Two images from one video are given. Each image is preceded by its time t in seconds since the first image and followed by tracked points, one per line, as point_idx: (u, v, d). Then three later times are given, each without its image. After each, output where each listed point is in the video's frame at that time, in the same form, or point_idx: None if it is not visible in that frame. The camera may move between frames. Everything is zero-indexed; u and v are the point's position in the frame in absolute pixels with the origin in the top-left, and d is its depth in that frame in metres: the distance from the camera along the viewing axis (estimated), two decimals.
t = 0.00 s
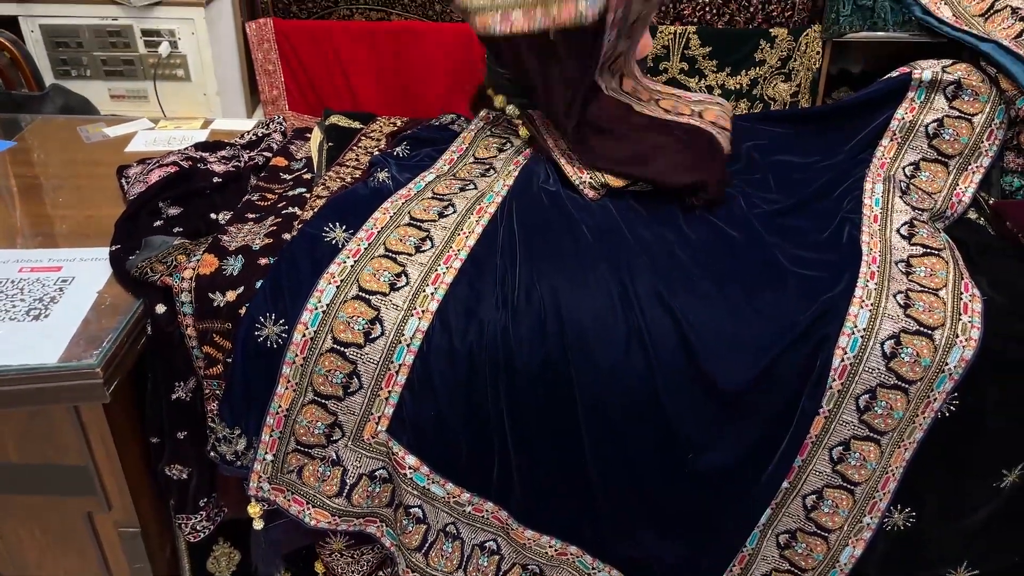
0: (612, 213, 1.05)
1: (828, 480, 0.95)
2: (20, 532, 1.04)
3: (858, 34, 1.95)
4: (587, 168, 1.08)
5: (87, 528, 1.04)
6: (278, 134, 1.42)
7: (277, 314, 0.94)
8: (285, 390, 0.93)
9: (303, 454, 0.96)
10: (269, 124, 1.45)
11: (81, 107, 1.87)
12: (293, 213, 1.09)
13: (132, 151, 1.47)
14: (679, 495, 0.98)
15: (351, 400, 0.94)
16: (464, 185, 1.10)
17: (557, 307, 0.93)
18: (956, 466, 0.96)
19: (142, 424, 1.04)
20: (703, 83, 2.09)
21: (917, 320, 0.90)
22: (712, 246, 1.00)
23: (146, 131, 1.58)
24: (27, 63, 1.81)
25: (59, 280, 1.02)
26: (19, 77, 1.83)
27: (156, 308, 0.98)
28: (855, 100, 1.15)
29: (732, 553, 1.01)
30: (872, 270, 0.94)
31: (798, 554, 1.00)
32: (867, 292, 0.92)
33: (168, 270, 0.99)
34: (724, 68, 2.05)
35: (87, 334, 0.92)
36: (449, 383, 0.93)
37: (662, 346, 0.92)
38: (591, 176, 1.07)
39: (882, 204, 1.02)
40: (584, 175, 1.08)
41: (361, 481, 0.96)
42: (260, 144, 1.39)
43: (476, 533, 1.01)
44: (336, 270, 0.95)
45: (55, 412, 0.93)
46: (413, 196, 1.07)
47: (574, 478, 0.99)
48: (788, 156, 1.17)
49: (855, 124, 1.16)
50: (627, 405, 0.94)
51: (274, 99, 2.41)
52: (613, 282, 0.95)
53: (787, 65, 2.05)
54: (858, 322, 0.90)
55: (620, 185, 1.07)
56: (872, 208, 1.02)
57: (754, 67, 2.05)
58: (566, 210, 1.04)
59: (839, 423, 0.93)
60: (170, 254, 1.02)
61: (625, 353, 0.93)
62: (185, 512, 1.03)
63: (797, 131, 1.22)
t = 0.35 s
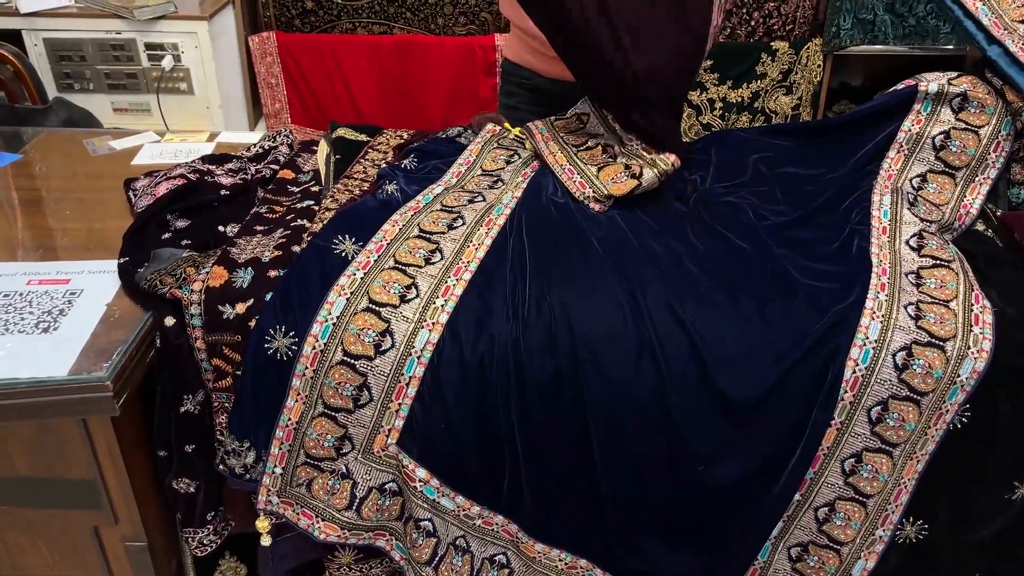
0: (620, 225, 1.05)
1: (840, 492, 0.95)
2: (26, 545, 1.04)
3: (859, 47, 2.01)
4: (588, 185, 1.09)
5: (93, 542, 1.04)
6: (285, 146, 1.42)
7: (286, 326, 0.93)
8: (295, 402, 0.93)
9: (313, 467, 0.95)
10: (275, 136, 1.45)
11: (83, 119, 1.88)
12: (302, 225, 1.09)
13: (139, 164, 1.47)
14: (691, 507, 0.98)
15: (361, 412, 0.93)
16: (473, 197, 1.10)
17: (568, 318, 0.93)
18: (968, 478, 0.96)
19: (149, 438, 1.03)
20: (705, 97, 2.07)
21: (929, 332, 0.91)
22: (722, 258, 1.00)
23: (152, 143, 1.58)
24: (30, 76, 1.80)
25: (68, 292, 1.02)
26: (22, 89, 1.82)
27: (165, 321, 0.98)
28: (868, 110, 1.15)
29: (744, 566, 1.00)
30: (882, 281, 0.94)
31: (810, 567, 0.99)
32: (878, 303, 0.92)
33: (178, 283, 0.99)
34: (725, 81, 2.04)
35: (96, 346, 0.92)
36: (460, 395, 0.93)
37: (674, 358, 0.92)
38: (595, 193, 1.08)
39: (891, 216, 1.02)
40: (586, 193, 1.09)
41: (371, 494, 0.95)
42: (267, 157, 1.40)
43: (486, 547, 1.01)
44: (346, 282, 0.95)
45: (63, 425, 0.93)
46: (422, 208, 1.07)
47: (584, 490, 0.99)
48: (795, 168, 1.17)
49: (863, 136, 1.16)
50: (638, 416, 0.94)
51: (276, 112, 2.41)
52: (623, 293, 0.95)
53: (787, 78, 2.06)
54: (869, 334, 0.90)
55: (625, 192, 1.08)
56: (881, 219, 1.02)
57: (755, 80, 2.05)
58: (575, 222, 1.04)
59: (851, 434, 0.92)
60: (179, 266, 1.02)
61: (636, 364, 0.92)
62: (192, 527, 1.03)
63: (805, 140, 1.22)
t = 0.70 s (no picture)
0: (633, 234, 1.06)
1: (855, 500, 0.95)
2: (39, 554, 1.04)
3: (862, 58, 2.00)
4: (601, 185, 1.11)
5: (107, 551, 1.04)
6: (296, 156, 1.43)
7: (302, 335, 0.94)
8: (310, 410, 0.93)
9: (329, 476, 0.96)
10: (287, 146, 1.46)
11: (91, 130, 1.88)
12: (317, 234, 1.09)
13: (151, 174, 1.48)
14: (706, 515, 0.98)
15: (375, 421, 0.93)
16: (486, 206, 1.11)
17: (583, 326, 0.93)
18: (983, 485, 0.96)
19: (163, 447, 1.04)
20: (709, 107, 2.09)
21: (943, 340, 0.91)
22: (736, 266, 1.01)
23: (164, 153, 1.59)
24: (37, 86, 1.81)
25: (84, 301, 1.03)
26: (30, 100, 1.83)
27: (180, 329, 0.98)
28: (878, 120, 1.14)
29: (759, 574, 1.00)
30: (895, 289, 0.95)
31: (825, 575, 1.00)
32: (892, 312, 0.93)
33: (193, 291, 0.99)
34: (729, 92, 2.05)
35: (114, 355, 0.92)
36: (476, 403, 0.93)
37: (689, 366, 0.92)
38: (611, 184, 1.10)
39: (902, 224, 1.03)
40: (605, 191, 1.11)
41: (387, 502, 0.96)
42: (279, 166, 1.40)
43: (501, 555, 1.01)
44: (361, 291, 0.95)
45: (78, 434, 0.93)
46: (436, 217, 1.07)
47: (598, 499, 0.99)
48: (806, 177, 1.18)
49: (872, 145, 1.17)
50: (653, 424, 0.94)
51: (281, 123, 2.41)
52: (638, 301, 0.95)
53: (791, 88, 2.07)
54: (884, 342, 0.91)
55: (632, 168, 1.09)
56: (893, 228, 1.03)
57: (759, 91, 2.05)
58: (588, 231, 1.05)
59: (866, 442, 0.93)
60: (195, 275, 1.02)
61: (652, 372, 0.93)
62: (206, 536, 1.03)
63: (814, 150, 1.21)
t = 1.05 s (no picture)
0: (635, 242, 1.07)
1: (856, 506, 0.95)
2: (44, 561, 1.04)
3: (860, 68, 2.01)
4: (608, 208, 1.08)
5: (112, 559, 1.04)
6: (299, 165, 1.44)
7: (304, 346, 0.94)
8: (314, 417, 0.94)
9: (333, 482, 0.96)
10: (290, 155, 1.47)
11: (93, 139, 1.89)
12: (320, 243, 1.10)
13: (155, 183, 1.49)
14: (707, 521, 0.99)
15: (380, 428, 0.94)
16: (488, 215, 1.12)
17: (586, 335, 0.94)
18: (985, 492, 0.97)
19: (168, 455, 1.04)
20: (708, 116, 2.11)
21: (943, 347, 0.92)
22: (737, 274, 1.02)
23: (167, 162, 1.60)
24: (39, 96, 1.82)
25: (89, 309, 1.03)
26: (33, 110, 1.84)
27: (186, 338, 0.98)
28: (879, 129, 1.16)
29: None
30: (896, 297, 0.96)
31: None
32: (892, 319, 0.93)
33: (199, 299, 1.00)
34: (728, 101, 2.08)
35: (120, 363, 0.93)
36: (479, 409, 0.94)
37: (691, 373, 0.93)
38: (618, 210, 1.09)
39: (901, 233, 1.04)
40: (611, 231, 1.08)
41: (391, 509, 0.96)
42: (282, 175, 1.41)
43: (504, 562, 1.01)
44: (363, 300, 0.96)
45: (84, 441, 0.93)
46: (439, 226, 1.08)
47: (600, 505, 0.99)
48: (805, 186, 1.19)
49: (871, 154, 1.18)
50: (656, 431, 0.94)
51: (283, 132, 2.44)
52: (641, 309, 0.96)
53: (789, 98, 2.09)
54: (884, 349, 0.92)
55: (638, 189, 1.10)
56: (892, 235, 1.04)
57: (757, 100, 2.08)
58: (591, 240, 1.06)
59: (867, 448, 0.93)
60: (200, 283, 1.02)
61: (654, 380, 0.93)
62: (210, 543, 1.03)
63: (816, 159, 1.23)
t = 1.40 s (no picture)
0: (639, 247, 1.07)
1: (860, 510, 0.96)
2: (49, 566, 1.04)
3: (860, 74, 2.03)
4: (633, 288, 0.77)
5: (116, 563, 1.04)
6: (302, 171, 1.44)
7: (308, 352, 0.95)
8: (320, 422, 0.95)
9: (338, 487, 0.97)
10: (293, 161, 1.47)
11: (95, 145, 1.90)
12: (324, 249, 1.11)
13: (159, 189, 1.49)
14: (712, 524, 0.99)
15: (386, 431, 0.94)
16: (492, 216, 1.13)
17: (589, 339, 0.95)
18: (989, 496, 0.97)
19: (172, 460, 1.04)
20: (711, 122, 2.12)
21: (945, 350, 0.92)
22: (740, 278, 1.02)
23: (171, 168, 1.61)
24: (42, 102, 1.82)
25: (94, 314, 1.04)
26: (35, 117, 1.84)
27: (191, 341, 0.98)
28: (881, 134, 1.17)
29: None
30: (898, 301, 0.96)
31: None
32: (895, 323, 0.94)
33: (204, 304, 1.01)
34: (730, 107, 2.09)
35: (126, 367, 0.93)
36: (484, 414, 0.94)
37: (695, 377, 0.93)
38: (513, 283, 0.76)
39: (903, 237, 1.05)
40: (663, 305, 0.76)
41: (396, 513, 0.97)
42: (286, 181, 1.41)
43: (508, 565, 1.02)
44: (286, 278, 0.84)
45: (89, 446, 0.93)
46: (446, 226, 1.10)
47: (604, 509, 0.99)
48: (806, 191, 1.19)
49: (874, 159, 1.19)
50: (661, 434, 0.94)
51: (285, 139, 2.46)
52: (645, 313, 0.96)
53: (789, 104, 2.12)
54: (887, 352, 0.92)
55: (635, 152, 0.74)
56: (894, 240, 1.05)
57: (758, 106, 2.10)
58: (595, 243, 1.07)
59: (870, 452, 0.94)
60: (206, 288, 1.04)
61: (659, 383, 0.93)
62: (215, 547, 1.04)
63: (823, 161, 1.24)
